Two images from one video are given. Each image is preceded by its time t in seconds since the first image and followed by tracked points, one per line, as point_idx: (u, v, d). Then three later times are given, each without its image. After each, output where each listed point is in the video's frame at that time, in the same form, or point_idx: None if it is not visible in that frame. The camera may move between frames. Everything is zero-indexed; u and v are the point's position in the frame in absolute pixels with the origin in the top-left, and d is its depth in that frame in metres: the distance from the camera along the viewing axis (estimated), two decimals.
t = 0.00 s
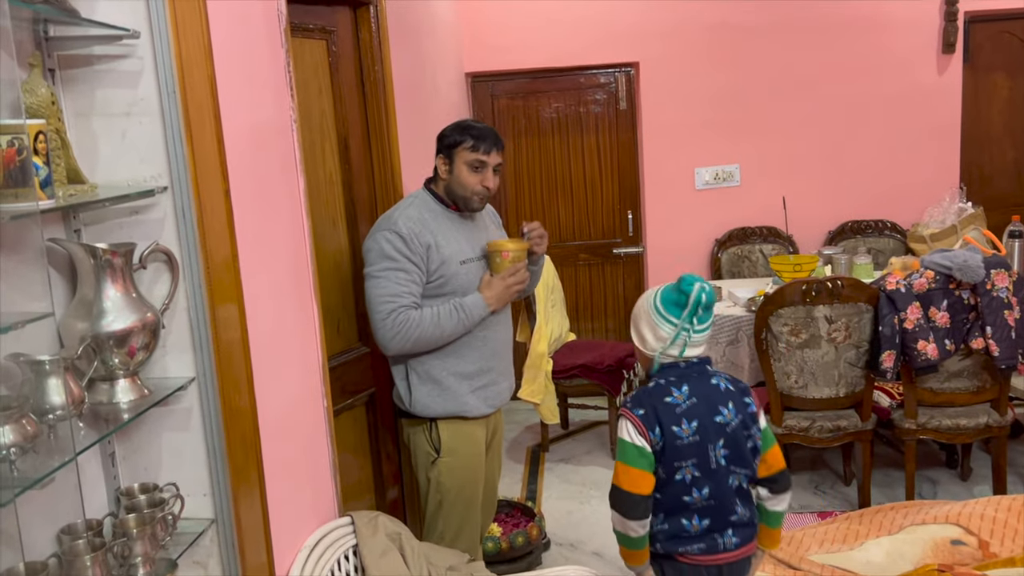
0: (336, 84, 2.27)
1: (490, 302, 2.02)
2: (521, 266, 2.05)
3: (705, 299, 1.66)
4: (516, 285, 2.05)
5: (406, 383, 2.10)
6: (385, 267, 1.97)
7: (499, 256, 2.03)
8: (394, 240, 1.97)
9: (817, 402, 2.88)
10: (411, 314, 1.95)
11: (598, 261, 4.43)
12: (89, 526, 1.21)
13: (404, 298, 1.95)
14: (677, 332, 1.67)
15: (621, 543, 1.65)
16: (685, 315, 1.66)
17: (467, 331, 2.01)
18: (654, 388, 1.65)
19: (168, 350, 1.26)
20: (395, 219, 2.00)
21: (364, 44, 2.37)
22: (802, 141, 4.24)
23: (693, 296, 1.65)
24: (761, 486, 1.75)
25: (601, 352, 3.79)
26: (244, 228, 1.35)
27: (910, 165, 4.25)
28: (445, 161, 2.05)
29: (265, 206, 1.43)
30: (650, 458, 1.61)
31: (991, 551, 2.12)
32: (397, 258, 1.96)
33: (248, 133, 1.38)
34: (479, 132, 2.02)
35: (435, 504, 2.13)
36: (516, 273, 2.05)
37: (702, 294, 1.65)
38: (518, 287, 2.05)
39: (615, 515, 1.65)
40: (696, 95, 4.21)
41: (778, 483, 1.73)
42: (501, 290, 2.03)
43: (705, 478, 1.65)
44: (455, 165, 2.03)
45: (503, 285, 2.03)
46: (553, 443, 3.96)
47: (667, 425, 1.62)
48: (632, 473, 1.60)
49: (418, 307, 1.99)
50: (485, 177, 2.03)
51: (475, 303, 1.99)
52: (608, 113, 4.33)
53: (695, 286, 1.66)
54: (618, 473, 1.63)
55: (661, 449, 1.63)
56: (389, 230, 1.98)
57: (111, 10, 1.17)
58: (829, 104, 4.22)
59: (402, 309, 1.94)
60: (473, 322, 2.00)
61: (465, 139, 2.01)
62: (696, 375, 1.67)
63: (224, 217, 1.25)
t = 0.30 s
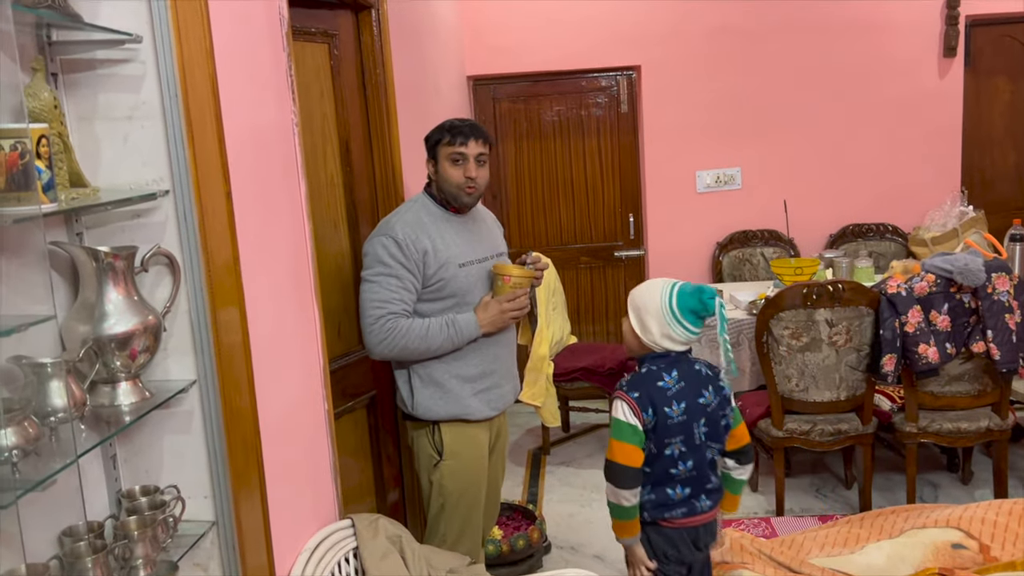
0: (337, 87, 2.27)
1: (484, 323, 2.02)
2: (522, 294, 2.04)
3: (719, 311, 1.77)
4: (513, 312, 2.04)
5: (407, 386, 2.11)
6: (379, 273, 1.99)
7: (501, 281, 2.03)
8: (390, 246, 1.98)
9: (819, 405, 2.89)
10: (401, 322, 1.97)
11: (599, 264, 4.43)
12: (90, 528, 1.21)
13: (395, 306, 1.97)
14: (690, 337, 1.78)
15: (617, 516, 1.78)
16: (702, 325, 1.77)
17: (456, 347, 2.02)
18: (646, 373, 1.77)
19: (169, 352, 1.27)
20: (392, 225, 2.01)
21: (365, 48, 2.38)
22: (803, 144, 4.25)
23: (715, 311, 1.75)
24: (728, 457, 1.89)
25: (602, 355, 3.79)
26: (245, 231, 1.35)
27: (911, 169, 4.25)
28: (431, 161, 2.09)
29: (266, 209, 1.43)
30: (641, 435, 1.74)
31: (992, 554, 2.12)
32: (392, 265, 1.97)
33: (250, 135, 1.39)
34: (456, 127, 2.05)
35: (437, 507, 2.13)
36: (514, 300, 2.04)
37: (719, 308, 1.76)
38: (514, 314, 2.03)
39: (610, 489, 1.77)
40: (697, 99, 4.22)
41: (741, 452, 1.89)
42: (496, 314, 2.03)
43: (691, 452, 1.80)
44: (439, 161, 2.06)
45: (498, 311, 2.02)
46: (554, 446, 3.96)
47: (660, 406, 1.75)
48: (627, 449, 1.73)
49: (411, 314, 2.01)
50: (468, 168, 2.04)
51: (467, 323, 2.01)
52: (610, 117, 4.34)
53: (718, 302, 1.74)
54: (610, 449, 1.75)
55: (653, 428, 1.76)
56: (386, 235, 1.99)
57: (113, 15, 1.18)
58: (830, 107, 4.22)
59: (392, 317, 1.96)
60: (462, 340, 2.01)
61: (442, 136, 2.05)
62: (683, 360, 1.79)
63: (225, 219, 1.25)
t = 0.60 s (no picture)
0: (341, 92, 2.28)
1: (486, 327, 2.02)
2: (524, 296, 2.03)
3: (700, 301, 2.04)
4: (514, 314, 2.04)
5: (410, 390, 2.12)
6: (381, 277, 2.00)
7: (502, 283, 2.02)
8: (391, 250, 1.99)
9: (820, 409, 2.89)
10: (403, 326, 1.97)
11: (600, 268, 4.44)
12: (99, 529, 1.22)
13: (396, 310, 1.98)
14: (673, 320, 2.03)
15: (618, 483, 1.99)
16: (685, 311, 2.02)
17: (458, 351, 2.03)
18: (638, 350, 2.01)
19: (178, 355, 1.27)
20: (393, 229, 2.02)
21: (369, 52, 2.39)
22: (804, 148, 4.26)
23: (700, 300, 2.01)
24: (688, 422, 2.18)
25: (603, 358, 3.79)
26: (253, 235, 1.36)
27: (912, 173, 4.26)
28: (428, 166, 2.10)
29: (273, 213, 1.44)
30: (641, 406, 1.98)
31: (994, 558, 2.12)
32: (393, 269, 1.98)
33: (256, 139, 1.40)
34: (450, 130, 2.07)
35: (440, 510, 2.13)
36: (516, 302, 2.03)
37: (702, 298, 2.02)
38: (516, 315, 2.03)
39: (615, 459, 1.98)
40: (698, 103, 4.23)
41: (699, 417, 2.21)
42: (498, 316, 2.03)
43: (676, 418, 2.07)
44: (435, 166, 2.07)
45: (501, 313, 2.03)
46: (556, 449, 3.96)
47: (656, 379, 2.00)
48: (634, 422, 1.96)
49: (413, 319, 2.01)
50: (463, 169, 2.05)
51: (469, 327, 2.01)
52: (611, 121, 4.35)
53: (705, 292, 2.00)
54: (618, 424, 1.96)
55: (649, 399, 2.01)
56: (387, 240, 2.00)
57: (124, 21, 1.19)
58: (831, 111, 4.23)
59: (394, 321, 1.97)
60: (464, 344, 2.01)
61: (436, 139, 2.07)
62: (662, 337, 2.08)
63: (233, 223, 1.26)
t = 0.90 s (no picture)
0: (342, 94, 2.29)
1: (486, 331, 2.03)
2: (525, 302, 2.03)
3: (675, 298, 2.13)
4: (515, 319, 2.03)
5: (410, 393, 2.12)
6: (381, 281, 2.00)
7: (503, 288, 2.02)
8: (392, 254, 2.00)
9: (820, 412, 2.89)
10: (404, 329, 1.98)
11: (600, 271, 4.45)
12: (102, 530, 1.22)
13: (397, 313, 1.98)
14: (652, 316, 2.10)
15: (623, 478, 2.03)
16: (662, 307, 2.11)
17: (458, 355, 2.03)
18: (629, 348, 2.07)
19: (180, 356, 1.28)
20: (394, 232, 2.02)
21: (370, 55, 2.40)
22: (803, 151, 4.27)
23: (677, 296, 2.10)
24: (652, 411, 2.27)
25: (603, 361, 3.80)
26: (256, 237, 1.37)
27: (911, 176, 4.27)
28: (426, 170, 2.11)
29: (275, 215, 1.45)
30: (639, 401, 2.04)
31: (994, 560, 2.13)
32: (393, 272, 1.98)
33: (259, 141, 1.40)
34: (445, 132, 2.07)
35: (440, 513, 2.13)
36: (517, 308, 2.03)
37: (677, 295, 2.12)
38: (517, 320, 2.03)
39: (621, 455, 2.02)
40: (697, 107, 4.24)
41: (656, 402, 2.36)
42: (498, 321, 2.02)
43: (659, 410, 2.16)
44: (432, 169, 2.08)
45: (501, 318, 2.02)
46: (556, 452, 3.97)
47: (648, 374, 2.07)
48: (638, 417, 2.01)
49: (413, 322, 2.02)
50: (460, 170, 2.05)
51: (470, 332, 2.02)
52: (611, 124, 4.36)
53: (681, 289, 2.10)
54: (624, 421, 2.01)
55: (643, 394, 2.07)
56: (387, 243, 2.00)
57: (128, 23, 1.20)
58: (830, 115, 4.24)
59: (395, 324, 1.97)
60: (465, 348, 2.02)
61: (432, 142, 2.07)
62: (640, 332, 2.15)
63: (236, 225, 1.27)
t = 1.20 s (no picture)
0: (336, 97, 2.29)
1: (481, 335, 2.04)
2: (521, 306, 2.04)
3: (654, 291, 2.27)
4: (510, 323, 2.04)
5: (404, 396, 2.12)
6: (375, 284, 2.01)
7: (498, 292, 2.03)
8: (385, 257, 2.00)
9: (813, 414, 2.91)
10: (398, 333, 1.98)
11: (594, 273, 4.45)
12: (97, 533, 1.23)
13: (391, 317, 1.98)
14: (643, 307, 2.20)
15: (649, 465, 2.06)
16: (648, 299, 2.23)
17: (453, 359, 2.03)
18: (636, 338, 2.13)
19: (175, 359, 1.28)
20: (388, 236, 2.02)
21: (364, 59, 2.40)
22: (795, 155, 4.28)
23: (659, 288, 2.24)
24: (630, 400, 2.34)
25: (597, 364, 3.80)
26: (251, 240, 1.37)
27: (903, 179, 4.29)
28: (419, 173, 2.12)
29: (270, 216, 1.45)
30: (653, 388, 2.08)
31: (986, 561, 2.14)
32: (387, 276, 1.98)
33: (254, 143, 1.41)
34: (437, 136, 2.07)
35: (435, 516, 2.14)
36: (511, 311, 2.04)
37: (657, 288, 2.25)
38: (511, 325, 2.04)
39: (648, 442, 2.05)
40: (691, 110, 4.25)
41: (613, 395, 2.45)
42: (493, 326, 2.03)
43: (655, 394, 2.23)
44: (424, 174, 2.08)
45: (495, 321, 2.03)
46: (550, 455, 3.97)
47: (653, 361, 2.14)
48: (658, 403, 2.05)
49: (407, 325, 2.02)
50: (450, 175, 2.05)
51: (464, 336, 2.02)
52: (604, 127, 4.37)
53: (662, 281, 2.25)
54: (647, 407, 2.04)
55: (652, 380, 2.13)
56: (381, 246, 2.01)
57: (124, 26, 1.20)
58: (823, 118, 4.26)
59: (388, 328, 1.98)
60: (459, 352, 2.02)
61: (425, 146, 2.08)
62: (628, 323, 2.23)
63: (231, 227, 1.27)
